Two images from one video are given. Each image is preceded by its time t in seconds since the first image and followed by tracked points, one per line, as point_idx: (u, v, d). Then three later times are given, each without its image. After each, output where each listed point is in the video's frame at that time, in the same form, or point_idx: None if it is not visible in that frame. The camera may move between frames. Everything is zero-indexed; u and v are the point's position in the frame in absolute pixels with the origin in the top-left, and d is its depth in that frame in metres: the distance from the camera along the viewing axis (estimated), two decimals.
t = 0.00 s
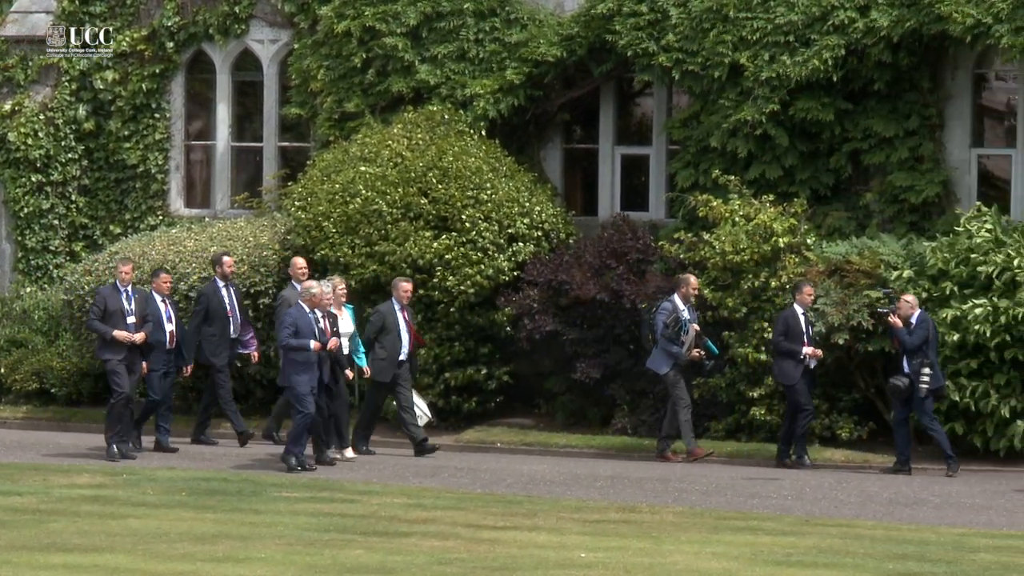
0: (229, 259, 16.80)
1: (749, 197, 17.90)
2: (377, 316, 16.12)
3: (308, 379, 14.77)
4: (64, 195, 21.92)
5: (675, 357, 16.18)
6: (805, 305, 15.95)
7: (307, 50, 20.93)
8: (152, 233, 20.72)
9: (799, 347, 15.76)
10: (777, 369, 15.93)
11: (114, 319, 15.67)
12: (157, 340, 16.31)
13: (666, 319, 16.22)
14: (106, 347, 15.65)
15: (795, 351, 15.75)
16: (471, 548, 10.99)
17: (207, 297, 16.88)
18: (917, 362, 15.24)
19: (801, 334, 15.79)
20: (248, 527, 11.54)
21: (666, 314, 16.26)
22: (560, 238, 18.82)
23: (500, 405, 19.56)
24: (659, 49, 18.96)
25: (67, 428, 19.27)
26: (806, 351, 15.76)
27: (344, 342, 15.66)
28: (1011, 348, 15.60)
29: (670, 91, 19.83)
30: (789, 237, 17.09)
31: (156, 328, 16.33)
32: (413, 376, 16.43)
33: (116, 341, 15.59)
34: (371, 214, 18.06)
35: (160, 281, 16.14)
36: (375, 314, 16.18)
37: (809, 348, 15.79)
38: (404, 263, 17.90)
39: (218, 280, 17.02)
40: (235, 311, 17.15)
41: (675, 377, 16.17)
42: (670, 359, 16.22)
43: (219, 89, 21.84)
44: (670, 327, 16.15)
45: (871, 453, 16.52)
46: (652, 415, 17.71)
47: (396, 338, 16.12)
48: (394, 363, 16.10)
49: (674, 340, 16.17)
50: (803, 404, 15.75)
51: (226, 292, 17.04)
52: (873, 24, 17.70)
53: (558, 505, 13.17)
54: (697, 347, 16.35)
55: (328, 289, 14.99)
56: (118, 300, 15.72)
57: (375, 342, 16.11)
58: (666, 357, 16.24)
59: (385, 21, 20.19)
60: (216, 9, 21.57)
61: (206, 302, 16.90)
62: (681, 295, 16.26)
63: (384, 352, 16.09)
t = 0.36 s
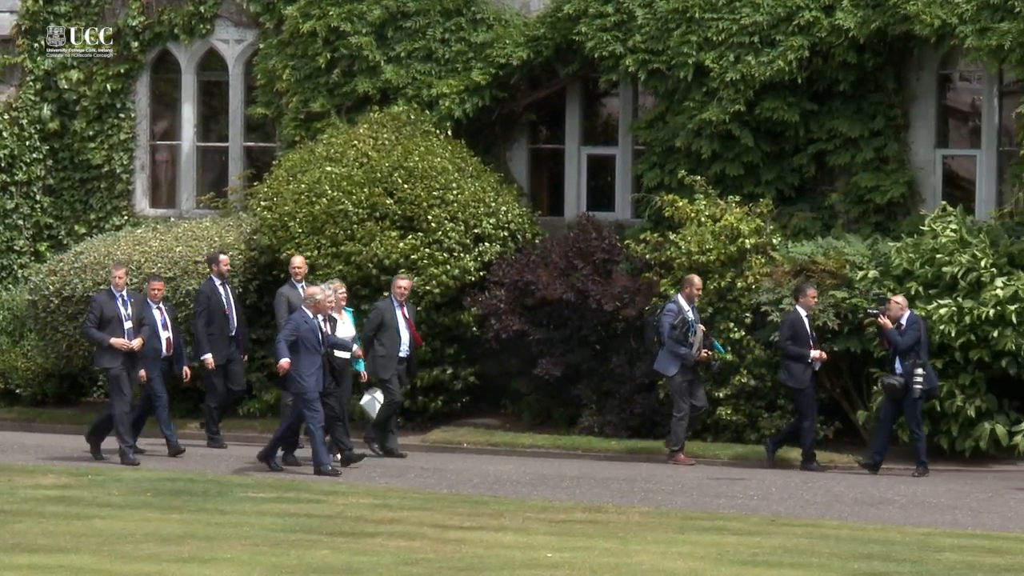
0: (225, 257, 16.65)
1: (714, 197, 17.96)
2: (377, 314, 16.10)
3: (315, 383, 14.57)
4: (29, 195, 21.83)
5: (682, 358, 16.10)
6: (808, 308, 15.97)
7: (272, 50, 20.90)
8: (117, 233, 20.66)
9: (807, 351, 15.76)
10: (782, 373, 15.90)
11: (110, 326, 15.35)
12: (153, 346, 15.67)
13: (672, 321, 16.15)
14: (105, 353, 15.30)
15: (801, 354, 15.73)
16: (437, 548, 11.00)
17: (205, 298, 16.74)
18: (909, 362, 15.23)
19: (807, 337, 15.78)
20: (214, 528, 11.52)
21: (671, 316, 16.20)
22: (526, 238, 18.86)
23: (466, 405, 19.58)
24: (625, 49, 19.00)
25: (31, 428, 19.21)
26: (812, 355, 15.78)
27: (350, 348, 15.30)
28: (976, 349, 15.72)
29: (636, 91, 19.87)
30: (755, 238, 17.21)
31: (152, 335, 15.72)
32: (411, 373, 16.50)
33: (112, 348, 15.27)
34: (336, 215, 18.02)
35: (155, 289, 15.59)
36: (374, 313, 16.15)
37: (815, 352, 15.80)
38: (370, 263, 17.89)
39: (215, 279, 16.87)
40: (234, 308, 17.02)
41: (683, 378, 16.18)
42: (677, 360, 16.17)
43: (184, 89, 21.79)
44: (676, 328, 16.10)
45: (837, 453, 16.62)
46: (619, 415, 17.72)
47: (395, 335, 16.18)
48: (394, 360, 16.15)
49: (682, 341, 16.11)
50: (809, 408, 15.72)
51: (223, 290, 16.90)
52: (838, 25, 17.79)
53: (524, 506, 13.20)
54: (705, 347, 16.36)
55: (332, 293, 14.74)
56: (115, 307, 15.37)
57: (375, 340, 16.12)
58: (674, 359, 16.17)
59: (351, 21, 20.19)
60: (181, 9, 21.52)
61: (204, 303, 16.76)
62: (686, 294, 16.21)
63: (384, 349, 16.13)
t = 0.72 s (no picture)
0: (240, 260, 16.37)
1: (687, 197, 17.99)
2: (378, 318, 15.81)
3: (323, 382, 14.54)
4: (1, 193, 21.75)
5: (694, 360, 15.92)
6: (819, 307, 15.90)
7: (245, 49, 20.88)
8: (89, 232, 20.60)
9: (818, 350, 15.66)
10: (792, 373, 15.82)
11: (118, 325, 14.95)
12: (156, 342, 15.53)
13: (687, 323, 15.97)
14: (110, 351, 14.96)
15: (812, 353, 15.63)
16: (411, 548, 11.01)
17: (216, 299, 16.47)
18: (909, 362, 15.17)
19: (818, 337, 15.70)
20: (187, 527, 11.51)
21: (685, 317, 16.01)
22: (500, 237, 18.89)
23: (439, 404, 19.61)
24: (599, 48, 19.03)
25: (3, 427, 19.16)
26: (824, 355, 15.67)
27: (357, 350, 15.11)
28: (949, 347, 15.79)
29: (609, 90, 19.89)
30: (728, 236, 17.26)
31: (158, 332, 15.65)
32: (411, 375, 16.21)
33: (121, 347, 14.92)
34: (310, 214, 17.99)
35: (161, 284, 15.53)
36: (375, 315, 15.87)
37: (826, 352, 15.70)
38: (343, 262, 17.88)
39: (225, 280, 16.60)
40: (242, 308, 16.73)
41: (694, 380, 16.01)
42: (689, 362, 15.97)
43: (158, 87, 21.76)
44: (691, 330, 15.92)
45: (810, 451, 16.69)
46: (593, 414, 17.75)
47: (398, 337, 15.88)
48: (398, 362, 15.85)
49: (695, 343, 15.92)
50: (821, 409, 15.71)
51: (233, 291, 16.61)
52: (811, 25, 17.85)
53: (497, 504, 13.23)
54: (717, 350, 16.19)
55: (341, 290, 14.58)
56: (121, 306, 15.03)
57: (378, 343, 15.86)
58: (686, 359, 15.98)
59: (324, 19, 20.17)
60: (154, 7, 21.47)
61: (216, 304, 16.48)
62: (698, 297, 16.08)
63: (387, 351, 15.85)
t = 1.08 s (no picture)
0: (244, 255, 16.18)
1: (656, 194, 18.04)
2: (375, 313, 16.01)
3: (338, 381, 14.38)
4: None
5: (699, 357, 15.74)
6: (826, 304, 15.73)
7: (213, 46, 20.85)
8: (56, 230, 20.53)
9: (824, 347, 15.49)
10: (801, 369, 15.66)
11: (124, 324, 14.67)
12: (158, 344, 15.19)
13: (692, 319, 15.83)
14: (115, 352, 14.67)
15: (819, 351, 15.47)
16: (379, 546, 11.01)
17: (219, 296, 16.24)
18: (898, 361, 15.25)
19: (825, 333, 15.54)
20: (155, 525, 11.49)
21: (690, 314, 15.88)
22: (469, 235, 18.92)
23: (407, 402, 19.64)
24: (567, 46, 19.08)
25: None
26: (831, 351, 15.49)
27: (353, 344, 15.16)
28: (916, 345, 15.90)
29: (577, 88, 19.95)
30: (695, 235, 17.23)
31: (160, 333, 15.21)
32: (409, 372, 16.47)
33: (127, 347, 14.63)
34: (277, 212, 17.96)
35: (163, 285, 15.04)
36: (371, 310, 16.07)
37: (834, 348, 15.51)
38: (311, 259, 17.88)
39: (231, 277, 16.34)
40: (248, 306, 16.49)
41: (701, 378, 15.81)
42: (695, 361, 15.78)
43: (125, 85, 21.71)
44: (693, 327, 15.76)
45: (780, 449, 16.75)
46: (562, 412, 17.82)
47: (394, 333, 16.14)
48: (394, 359, 16.12)
49: (700, 340, 15.74)
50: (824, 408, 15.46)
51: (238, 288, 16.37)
52: (779, 23, 17.92)
53: (466, 502, 13.25)
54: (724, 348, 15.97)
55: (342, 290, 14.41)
56: (129, 304, 14.69)
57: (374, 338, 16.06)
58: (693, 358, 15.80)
59: (291, 16, 20.16)
60: (121, 4, 21.43)
61: (219, 302, 16.28)
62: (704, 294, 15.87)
63: (383, 347, 16.08)
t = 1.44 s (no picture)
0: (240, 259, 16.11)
1: (616, 193, 18.10)
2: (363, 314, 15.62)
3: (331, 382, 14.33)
4: None
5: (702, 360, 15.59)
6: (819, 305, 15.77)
7: (172, 45, 20.79)
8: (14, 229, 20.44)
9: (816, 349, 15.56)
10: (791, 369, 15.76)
11: (119, 328, 14.52)
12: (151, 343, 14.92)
13: (693, 322, 15.65)
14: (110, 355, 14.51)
15: (811, 352, 15.54)
16: (339, 545, 11.02)
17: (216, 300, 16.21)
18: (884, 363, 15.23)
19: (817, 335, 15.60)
20: (114, 525, 11.47)
21: (693, 315, 15.69)
22: (429, 233, 18.94)
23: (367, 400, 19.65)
24: (528, 45, 19.12)
25: None
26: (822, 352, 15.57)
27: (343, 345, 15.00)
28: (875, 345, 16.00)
29: (538, 86, 20.00)
30: (656, 234, 17.22)
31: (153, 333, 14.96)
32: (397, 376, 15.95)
33: (120, 351, 14.47)
34: (237, 211, 17.94)
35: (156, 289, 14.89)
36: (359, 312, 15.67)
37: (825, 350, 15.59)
38: (271, 258, 17.87)
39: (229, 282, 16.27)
40: (246, 311, 16.47)
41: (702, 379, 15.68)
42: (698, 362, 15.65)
43: (84, 84, 21.65)
44: (695, 329, 15.60)
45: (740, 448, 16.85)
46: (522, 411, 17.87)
47: (381, 336, 15.64)
48: (380, 362, 15.59)
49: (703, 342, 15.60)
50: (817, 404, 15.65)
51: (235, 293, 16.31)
52: (739, 23, 18.02)
53: (427, 501, 13.26)
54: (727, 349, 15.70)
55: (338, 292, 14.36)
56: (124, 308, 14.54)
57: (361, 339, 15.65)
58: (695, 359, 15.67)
59: (251, 15, 20.12)
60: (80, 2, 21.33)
61: (217, 307, 16.27)
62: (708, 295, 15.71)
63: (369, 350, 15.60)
